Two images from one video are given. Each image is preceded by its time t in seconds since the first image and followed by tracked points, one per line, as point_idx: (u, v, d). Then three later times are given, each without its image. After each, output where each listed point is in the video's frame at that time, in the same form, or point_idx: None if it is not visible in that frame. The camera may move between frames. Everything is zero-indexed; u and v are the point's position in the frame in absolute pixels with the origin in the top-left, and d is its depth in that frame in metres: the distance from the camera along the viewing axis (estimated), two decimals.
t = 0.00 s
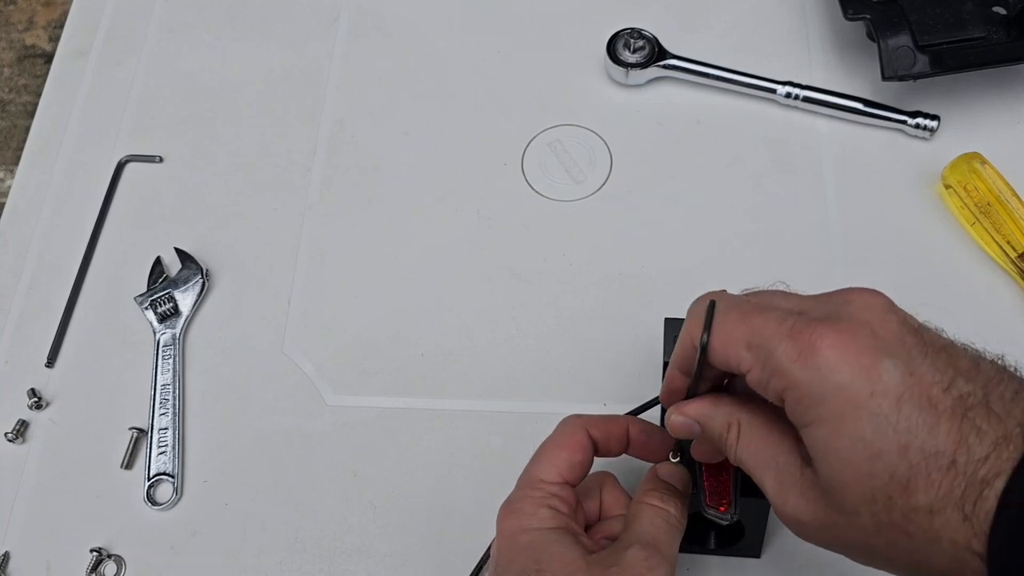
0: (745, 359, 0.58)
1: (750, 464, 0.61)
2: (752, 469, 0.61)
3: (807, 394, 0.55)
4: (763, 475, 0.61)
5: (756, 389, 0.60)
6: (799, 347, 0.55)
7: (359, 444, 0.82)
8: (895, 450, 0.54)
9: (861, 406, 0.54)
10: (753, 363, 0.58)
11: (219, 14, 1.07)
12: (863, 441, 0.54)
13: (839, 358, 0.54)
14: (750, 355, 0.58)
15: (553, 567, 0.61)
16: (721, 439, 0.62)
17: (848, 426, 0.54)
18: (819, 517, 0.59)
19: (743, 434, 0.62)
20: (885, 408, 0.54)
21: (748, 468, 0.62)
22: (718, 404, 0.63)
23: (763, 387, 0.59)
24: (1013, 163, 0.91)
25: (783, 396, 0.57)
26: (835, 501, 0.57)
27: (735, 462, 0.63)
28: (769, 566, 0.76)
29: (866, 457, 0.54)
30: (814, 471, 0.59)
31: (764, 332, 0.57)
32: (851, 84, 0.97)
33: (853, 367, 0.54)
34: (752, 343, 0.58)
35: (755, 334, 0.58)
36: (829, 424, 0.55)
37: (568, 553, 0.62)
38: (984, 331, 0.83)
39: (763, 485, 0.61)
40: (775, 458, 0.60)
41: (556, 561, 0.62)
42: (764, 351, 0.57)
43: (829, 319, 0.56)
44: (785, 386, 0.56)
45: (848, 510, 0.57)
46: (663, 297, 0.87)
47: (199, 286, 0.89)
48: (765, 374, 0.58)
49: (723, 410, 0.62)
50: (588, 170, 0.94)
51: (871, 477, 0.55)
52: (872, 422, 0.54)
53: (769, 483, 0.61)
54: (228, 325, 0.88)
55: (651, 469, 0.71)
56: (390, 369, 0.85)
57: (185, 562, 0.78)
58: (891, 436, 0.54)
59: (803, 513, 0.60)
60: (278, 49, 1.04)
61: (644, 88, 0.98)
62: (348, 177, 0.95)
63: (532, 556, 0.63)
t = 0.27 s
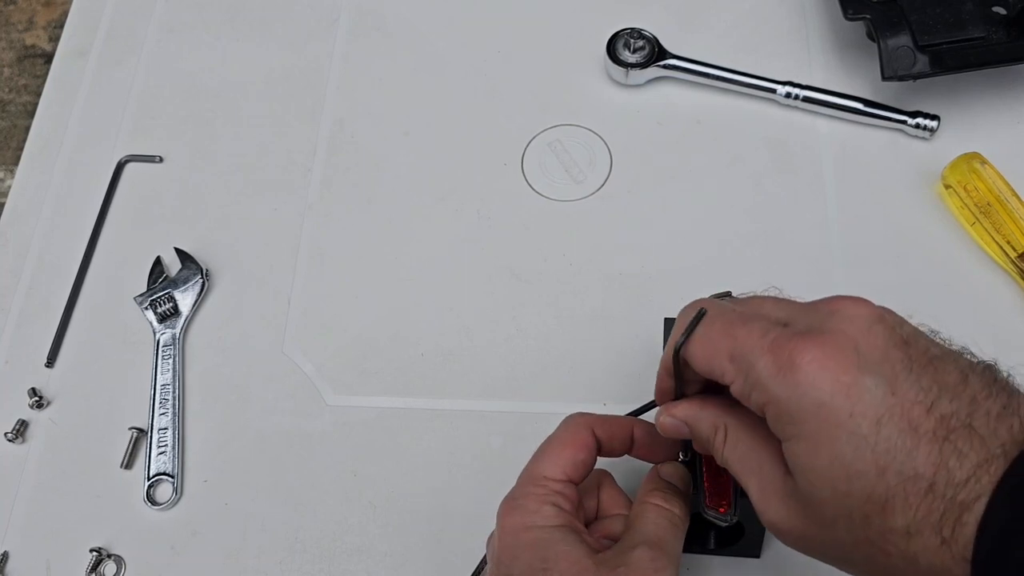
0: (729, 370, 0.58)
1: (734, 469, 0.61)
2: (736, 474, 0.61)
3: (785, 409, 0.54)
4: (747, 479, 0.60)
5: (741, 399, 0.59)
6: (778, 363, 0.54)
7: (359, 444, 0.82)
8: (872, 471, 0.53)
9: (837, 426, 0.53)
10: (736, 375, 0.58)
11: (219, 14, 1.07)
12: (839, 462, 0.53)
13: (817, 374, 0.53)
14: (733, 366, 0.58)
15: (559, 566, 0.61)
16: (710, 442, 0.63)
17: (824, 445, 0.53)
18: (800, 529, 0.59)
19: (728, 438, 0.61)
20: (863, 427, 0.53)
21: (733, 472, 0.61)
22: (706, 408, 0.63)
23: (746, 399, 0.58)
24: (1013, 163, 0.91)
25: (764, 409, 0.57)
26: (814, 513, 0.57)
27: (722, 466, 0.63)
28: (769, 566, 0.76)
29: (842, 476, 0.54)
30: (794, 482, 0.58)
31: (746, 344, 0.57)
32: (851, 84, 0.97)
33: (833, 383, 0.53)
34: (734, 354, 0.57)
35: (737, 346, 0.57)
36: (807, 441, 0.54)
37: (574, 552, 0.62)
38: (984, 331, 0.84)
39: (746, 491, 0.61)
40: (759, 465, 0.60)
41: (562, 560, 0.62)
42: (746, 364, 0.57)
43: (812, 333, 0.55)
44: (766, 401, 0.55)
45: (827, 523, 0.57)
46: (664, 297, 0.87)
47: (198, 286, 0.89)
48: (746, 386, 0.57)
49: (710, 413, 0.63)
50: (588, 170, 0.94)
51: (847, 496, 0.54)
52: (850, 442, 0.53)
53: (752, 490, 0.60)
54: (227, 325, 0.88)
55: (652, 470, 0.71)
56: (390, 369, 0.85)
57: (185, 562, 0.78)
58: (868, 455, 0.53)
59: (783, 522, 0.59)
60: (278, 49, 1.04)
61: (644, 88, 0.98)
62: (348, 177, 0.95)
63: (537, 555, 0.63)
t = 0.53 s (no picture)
0: (766, 361, 0.58)
1: (746, 466, 0.61)
2: (748, 472, 0.61)
3: (829, 399, 0.55)
4: (759, 477, 0.60)
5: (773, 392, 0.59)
6: (825, 353, 0.55)
7: (359, 444, 0.82)
8: (904, 465, 0.53)
9: (878, 416, 0.54)
10: (775, 366, 0.58)
11: (219, 14, 1.07)
12: (875, 451, 0.54)
13: (866, 368, 0.54)
14: (772, 357, 0.58)
15: (562, 569, 0.61)
16: (718, 439, 0.62)
17: (863, 433, 0.54)
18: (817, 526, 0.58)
19: (740, 435, 0.61)
20: (900, 422, 0.53)
21: (742, 469, 0.61)
22: (718, 404, 0.62)
23: (780, 392, 0.59)
24: (1013, 163, 0.91)
25: (802, 400, 0.57)
26: (835, 507, 0.57)
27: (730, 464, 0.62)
28: (770, 565, 0.76)
29: (874, 467, 0.54)
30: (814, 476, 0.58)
31: (790, 335, 0.57)
32: (851, 84, 0.97)
33: (879, 377, 0.54)
34: (776, 344, 0.57)
35: (778, 337, 0.57)
36: (843, 431, 0.55)
37: (576, 554, 0.62)
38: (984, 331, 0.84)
39: (756, 488, 0.61)
40: (770, 461, 0.60)
41: (565, 563, 0.62)
42: (788, 355, 0.57)
43: (856, 328, 0.56)
44: (806, 390, 0.56)
45: (847, 517, 0.56)
46: (664, 297, 0.87)
47: (198, 286, 0.89)
48: (786, 376, 0.57)
49: (724, 408, 0.62)
50: (588, 170, 0.94)
51: (874, 489, 0.54)
52: (887, 434, 0.54)
53: (764, 485, 0.60)
54: (227, 325, 0.88)
55: (652, 470, 0.71)
56: (390, 369, 0.85)
57: (185, 562, 0.78)
58: (900, 450, 0.53)
59: (796, 518, 0.59)
60: (277, 49, 1.04)
61: (644, 88, 0.98)
62: (348, 177, 0.95)
63: (539, 558, 0.63)
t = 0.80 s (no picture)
0: (759, 379, 0.57)
1: (734, 480, 0.60)
2: (736, 486, 0.60)
3: (820, 419, 0.54)
4: (749, 491, 0.60)
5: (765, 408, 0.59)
6: (816, 373, 0.54)
7: (359, 444, 0.82)
8: (896, 486, 0.53)
9: (870, 438, 0.53)
10: (767, 384, 0.57)
11: (219, 14, 1.07)
12: (867, 473, 0.53)
13: (857, 386, 0.53)
14: (763, 375, 0.57)
15: (565, 567, 0.61)
16: (705, 452, 0.62)
17: (855, 456, 0.54)
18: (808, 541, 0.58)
19: (724, 449, 0.61)
20: (892, 443, 0.53)
21: (731, 483, 0.61)
22: (701, 417, 0.62)
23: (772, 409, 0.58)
24: (1012, 163, 0.91)
25: (793, 419, 0.57)
26: (826, 524, 0.57)
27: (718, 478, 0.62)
28: (769, 565, 0.76)
29: (866, 488, 0.54)
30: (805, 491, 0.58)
31: (781, 353, 0.56)
32: (851, 84, 0.97)
33: (870, 395, 0.53)
34: (767, 363, 0.57)
35: (770, 356, 0.57)
36: (834, 451, 0.54)
37: (579, 552, 0.62)
38: (984, 331, 0.83)
39: (746, 501, 0.60)
40: (759, 475, 0.59)
41: (568, 561, 0.62)
42: (779, 374, 0.56)
43: (848, 345, 0.55)
44: (798, 410, 0.55)
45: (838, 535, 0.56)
46: (664, 297, 0.87)
47: (198, 286, 0.89)
48: (778, 394, 0.57)
49: (707, 423, 0.62)
50: (588, 169, 0.94)
51: (866, 509, 0.54)
52: (879, 456, 0.53)
53: (753, 499, 0.60)
54: (227, 325, 0.88)
55: (653, 470, 0.71)
56: (390, 369, 0.85)
57: (185, 562, 0.78)
58: (893, 471, 0.53)
59: (788, 532, 0.59)
60: (277, 49, 1.04)
61: (644, 88, 0.98)
62: (348, 177, 0.95)
63: (542, 556, 0.63)
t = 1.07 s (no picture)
0: (760, 373, 0.58)
1: (732, 476, 0.61)
2: (735, 481, 0.60)
3: (822, 410, 0.54)
4: (747, 486, 0.60)
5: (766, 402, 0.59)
6: (817, 364, 0.54)
7: (359, 444, 0.82)
8: (894, 477, 0.53)
9: (869, 428, 0.53)
10: (768, 377, 0.57)
11: (219, 14, 1.07)
12: (866, 463, 0.53)
13: (858, 377, 0.53)
14: (764, 368, 0.57)
15: (567, 567, 0.61)
16: (701, 450, 0.62)
17: (854, 446, 0.54)
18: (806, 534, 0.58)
19: (721, 446, 0.61)
20: (892, 433, 0.53)
21: (728, 480, 0.61)
22: (695, 414, 0.63)
23: (774, 402, 0.58)
24: (1012, 163, 0.91)
25: (795, 411, 0.57)
26: (825, 515, 0.57)
27: (716, 474, 0.62)
28: (769, 565, 0.76)
29: (865, 478, 0.54)
30: (804, 483, 0.58)
31: (782, 346, 0.56)
32: (851, 84, 0.97)
33: (871, 387, 0.53)
34: (767, 356, 0.57)
35: (770, 349, 0.57)
36: (835, 442, 0.54)
37: (581, 553, 0.62)
38: (984, 331, 0.84)
39: (744, 497, 0.60)
40: (756, 470, 0.60)
41: (570, 561, 0.62)
42: (780, 366, 0.56)
43: (847, 337, 0.55)
44: (800, 402, 0.56)
45: (836, 526, 0.57)
46: (663, 297, 0.87)
47: (199, 286, 0.89)
48: (779, 386, 0.57)
49: (702, 420, 0.62)
50: (588, 170, 0.94)
51: (864, 500, 0.54)
52: (878, 447, 0.53)
53: (752, 494, 0.60)
54: (227, 325, 0.88)
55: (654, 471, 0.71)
56: (389, 369, 0.85)
57: (185, 562, 0.78)
58: (892, 462, 0.53)
59: (785, 524, 0.59)
60: (277, 49, 1.04)
61: (644, 88, 0.98)
62: (348, 177, 0.95)
63: (544, 556, 0.63)
